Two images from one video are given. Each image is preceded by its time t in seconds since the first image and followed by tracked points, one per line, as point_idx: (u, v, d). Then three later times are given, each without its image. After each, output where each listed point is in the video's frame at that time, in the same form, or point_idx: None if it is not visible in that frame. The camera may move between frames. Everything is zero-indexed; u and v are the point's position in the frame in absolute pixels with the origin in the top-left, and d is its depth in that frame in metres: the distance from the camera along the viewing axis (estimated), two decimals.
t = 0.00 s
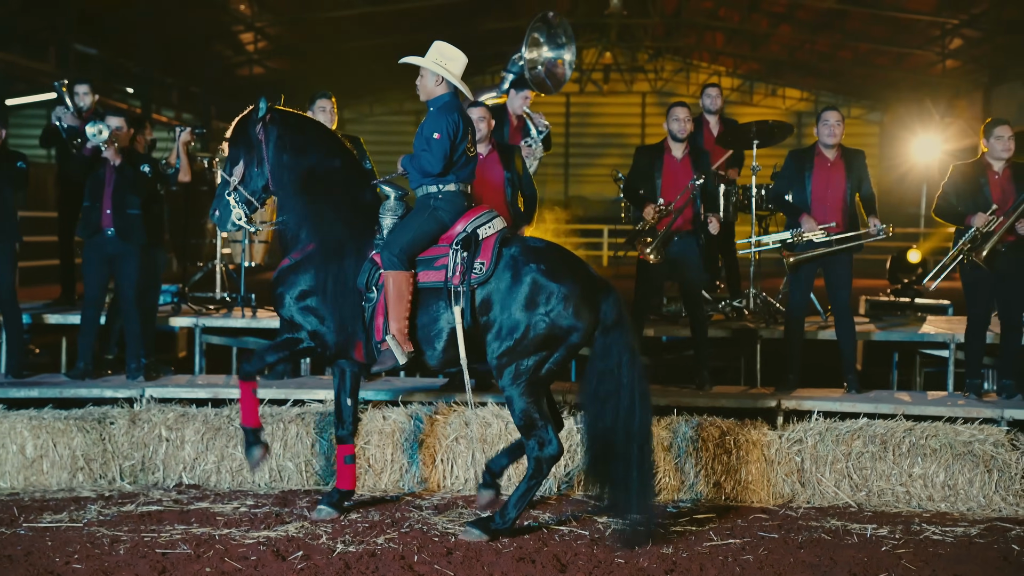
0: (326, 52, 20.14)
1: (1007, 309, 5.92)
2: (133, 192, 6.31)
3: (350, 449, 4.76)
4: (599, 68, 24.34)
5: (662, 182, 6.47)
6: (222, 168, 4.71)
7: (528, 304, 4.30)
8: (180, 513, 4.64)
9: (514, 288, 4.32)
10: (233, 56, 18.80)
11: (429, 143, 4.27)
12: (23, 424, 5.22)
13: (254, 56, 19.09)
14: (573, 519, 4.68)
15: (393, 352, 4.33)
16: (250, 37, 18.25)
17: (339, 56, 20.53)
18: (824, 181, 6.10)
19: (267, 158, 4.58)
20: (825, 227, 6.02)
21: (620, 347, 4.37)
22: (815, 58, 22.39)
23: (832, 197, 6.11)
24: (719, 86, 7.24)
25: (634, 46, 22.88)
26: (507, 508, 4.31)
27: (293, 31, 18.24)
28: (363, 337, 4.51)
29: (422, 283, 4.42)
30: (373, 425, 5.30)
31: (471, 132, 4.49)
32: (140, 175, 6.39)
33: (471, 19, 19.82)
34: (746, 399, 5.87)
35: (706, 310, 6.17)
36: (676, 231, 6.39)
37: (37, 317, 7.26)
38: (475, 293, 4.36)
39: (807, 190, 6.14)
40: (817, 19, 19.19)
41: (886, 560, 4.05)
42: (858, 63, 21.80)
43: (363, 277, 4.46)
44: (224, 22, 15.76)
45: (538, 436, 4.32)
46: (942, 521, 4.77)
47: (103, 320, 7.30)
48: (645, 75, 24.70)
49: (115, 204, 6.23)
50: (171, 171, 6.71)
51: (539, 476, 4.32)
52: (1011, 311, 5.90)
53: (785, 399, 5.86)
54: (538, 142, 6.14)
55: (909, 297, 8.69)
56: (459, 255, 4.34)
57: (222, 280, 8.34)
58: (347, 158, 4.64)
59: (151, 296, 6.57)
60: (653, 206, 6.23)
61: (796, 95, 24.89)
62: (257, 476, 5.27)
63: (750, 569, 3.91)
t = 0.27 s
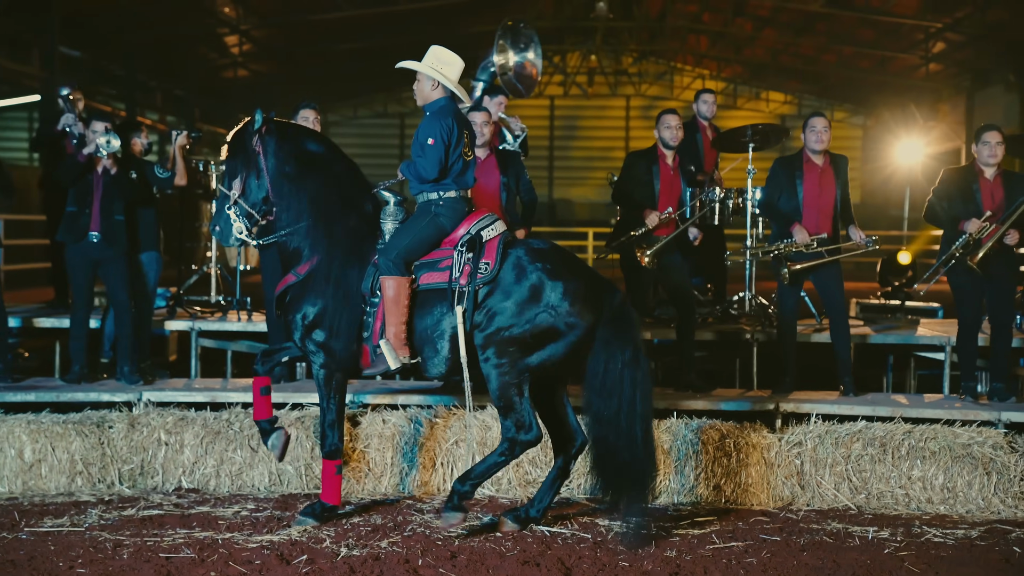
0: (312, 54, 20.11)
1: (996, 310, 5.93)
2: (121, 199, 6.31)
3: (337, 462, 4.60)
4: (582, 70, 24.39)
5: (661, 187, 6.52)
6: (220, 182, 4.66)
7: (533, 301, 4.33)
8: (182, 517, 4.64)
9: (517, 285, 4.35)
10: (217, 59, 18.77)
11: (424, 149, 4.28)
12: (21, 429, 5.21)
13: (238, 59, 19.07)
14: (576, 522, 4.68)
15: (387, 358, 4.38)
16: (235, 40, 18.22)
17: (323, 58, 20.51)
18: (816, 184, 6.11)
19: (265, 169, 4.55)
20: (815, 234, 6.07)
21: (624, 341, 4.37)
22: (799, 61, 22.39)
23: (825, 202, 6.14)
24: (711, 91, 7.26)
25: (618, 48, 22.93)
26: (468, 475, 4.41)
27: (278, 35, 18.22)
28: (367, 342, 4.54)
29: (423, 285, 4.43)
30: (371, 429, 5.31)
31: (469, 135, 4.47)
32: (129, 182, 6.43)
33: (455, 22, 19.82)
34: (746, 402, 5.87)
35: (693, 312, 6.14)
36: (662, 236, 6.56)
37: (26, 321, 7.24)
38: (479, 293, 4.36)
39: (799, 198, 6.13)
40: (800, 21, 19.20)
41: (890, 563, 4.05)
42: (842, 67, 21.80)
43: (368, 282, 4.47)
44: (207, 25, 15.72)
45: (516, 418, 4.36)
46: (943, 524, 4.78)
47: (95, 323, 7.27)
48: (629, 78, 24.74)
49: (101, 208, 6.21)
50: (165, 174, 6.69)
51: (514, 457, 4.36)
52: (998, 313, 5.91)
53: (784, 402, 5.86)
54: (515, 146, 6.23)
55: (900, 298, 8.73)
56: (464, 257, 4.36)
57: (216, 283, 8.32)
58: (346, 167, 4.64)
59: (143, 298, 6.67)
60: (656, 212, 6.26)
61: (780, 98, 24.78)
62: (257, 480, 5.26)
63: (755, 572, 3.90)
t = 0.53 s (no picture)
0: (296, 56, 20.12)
1: (992, 313, 5.94)
2: (112, 200, 6.30)
3: (340, 456, 4.81)
4: (564, 73, 24.66)
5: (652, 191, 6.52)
6: (222, 172, 4.75)
7: (526, 308, 4.32)
8: (181, 520, 4.63)
9: (511, 286, 4.34)
10: (201, 61, 18.84)
11: (429, 148, 4.28)
12: (17, 432, 5.18)
13: (221, 61, 19.06)
14: (575, 524, 4.68)
15: (402, 357, 4.32)
16: (218, 42, 18.21)
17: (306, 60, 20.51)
18: (810, 189, 6.15)
19: (263, 161, 4.59)
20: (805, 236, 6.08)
21: (619, 345, 4.40)
22: (782, 64, 22.48)
23: (818, 209, 6.17)
24: (704, 94, 7.15)
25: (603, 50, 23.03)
26: (489, 508, 4.31)
27: (262, 36, 18.22)
28: (357, 343, 4.50)
29: (431, 290, 4.39)
30: (366, 431, 5.31)
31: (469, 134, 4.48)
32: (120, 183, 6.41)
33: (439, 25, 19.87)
34: (742, 404, 5.88)
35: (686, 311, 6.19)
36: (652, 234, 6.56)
37: (17, 323, 7.15)
38: (474, 298, 4.37)
39: (791, 199, 6.14)
40: (784, 24, 19.26)
41: (890, 564, 4.07)
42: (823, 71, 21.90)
43: (359, 283, 4.47)
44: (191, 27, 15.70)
45: (525, 438, 4.33)
46: (943, 525, 4.79)
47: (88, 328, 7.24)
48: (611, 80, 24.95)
49: (93, 210, 6.20)
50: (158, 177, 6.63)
51: (523, 479, 4.32)
52: (996, 314, 5.92)
53: (780, 405, 5.87)
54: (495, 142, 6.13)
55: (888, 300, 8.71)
56: (457, 259, 4.34)
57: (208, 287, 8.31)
58: (341, 163, 4.64)
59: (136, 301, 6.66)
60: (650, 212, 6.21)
61: (763, 100, 24.89)
62: (255, 483, 5.26)
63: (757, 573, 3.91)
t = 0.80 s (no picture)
0: (287, 57, 20.13)
1: (996, 316, 5.93)
2: (116, 200, 6.29)
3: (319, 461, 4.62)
4: (555, 74, 24.96)
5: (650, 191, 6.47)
6: (212, 165, 4.68)
7: (515, 312, 4.29)
8: (185, 522, 4.63)
9: (503, 295, 4.32)
10: (191, 62, 18.87)
11: (414, 147, 4.28)
12: (19, 433, 5.19)
13: (212, 62, 19.04)
14: (578, 526, 4.67)
15: (366, 361, 4.35)
16: (210, 43, 18.20)
17: (298, 61, 20.54)
18: (814, 186, 6.21)
19: (260, 159, 4.57)
20: (806, 229, 6.12)
21: (617, 350, 4.42)
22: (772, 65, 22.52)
23: (820, 203, 6.19)
24: (702, 94, 7.36)
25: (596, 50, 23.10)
26: (495, 515, 4.32)
27: (253, 37, 18.23)
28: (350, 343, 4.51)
29: (406, 290, 4.42)
30: (369, 432, 5.34)
31: (465, 138, 4.51)
32: (121, 183, 6.37)
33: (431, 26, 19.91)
34: (742, 404, 5.88)
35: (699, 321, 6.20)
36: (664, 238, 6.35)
37: (19, 325, 7.13)
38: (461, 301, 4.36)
39: (792, 193, 6.24)
40: (777, 25, 19.26)
41: (895, 564, 4.07)
42: (815, 72, 21.91)
43: (351, 283, 4.44)
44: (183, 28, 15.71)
45: (526, 445, 4.33)
46: (945, 526, 4.79)
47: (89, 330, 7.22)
48: (602, 81, 25.13)
49: (96, 211, 6.19)
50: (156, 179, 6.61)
51: (528, 484, 4.33)
52: (998, 315, 5.91)
53: (780, 405, 5.86)
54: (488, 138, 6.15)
55: (883, 301, 8.77)
56: (448, 263, 4.36)
57: (208, 288, 8.31)
58: (338, 164, 4.63)
59: (137, 303, 6.62)
60: (645, 212, 6.19)
61: (753, 102, 25.23)
62: (257, 485, 5.26)
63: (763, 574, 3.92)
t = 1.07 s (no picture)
0: (278, 58, 20.12)
1: (1000, 317, 5.93)
2: (123, 204, 6.21)
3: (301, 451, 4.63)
4: (545, 74, 25.11)
5: (654, 198, 6.48)
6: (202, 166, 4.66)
7: (512, 316, 4.32)
8: (187, 523, 4.63)
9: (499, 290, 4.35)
10: (182, 62, 18.81)
11: (419, 160, 4.27)
12: (19, 434, 5.19)
13: (203, 62, 18.99)
14: (582, 527, 4.66)
15: (383, 349, 4.31)
16: (201, 43, 18.18)
17: (291, 61, 20.54)
18: (820, 193, 6.23)
19: (248, 159, 4.53)
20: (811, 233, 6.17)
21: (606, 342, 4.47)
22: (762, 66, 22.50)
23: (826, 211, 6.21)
24: (704, 100, 7.45)
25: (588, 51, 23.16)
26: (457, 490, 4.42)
27: (244, 37, 18.21)
28: (344, 341, 4.54)
29: (407, 287, 4.41)
30: (370, 435, 5.35)
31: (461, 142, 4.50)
32: (125, 185, 6.18)
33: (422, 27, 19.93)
34: (743, 405, 5.88)
35: (705, 324, 6.22)
36: (671, 240, 6.33)
37: (26, 326, 7.12)
38: (460, 299, 4.37)
39: (802, 201, 6.32)
40: (768, 26, 19.27)
41: (897, 565, 4.07)
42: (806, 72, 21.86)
43: (347, 280, 4.48)
44: (174, 28, 15.69)
45: (503, 431, 4.37)
46: (947, 526, 4.80)
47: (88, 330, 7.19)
48: (593, 82, 25.30)
49: (104, 216, 6.16)
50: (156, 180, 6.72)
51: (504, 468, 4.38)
52: (1003, 317, 5.91)
53: (781, 405, 5.87)
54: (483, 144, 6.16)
55: (879, 302, 8.81)
56: (446, 262, 4.38)
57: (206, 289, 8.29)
58: (329, 164, 4.63)
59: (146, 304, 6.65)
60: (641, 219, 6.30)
61: (744, 103, 25.40)
62: (257, 486, 5.26)
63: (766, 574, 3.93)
